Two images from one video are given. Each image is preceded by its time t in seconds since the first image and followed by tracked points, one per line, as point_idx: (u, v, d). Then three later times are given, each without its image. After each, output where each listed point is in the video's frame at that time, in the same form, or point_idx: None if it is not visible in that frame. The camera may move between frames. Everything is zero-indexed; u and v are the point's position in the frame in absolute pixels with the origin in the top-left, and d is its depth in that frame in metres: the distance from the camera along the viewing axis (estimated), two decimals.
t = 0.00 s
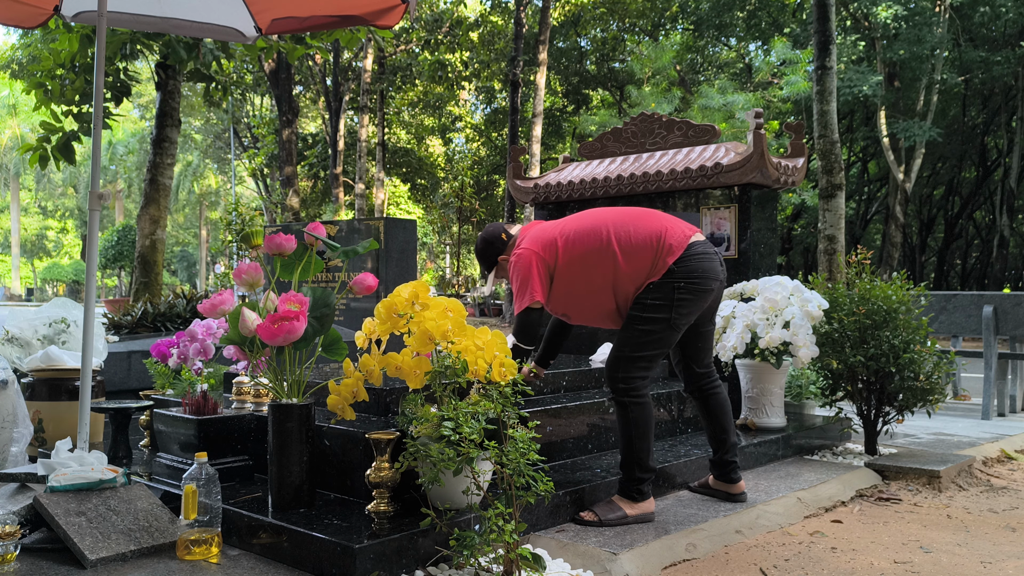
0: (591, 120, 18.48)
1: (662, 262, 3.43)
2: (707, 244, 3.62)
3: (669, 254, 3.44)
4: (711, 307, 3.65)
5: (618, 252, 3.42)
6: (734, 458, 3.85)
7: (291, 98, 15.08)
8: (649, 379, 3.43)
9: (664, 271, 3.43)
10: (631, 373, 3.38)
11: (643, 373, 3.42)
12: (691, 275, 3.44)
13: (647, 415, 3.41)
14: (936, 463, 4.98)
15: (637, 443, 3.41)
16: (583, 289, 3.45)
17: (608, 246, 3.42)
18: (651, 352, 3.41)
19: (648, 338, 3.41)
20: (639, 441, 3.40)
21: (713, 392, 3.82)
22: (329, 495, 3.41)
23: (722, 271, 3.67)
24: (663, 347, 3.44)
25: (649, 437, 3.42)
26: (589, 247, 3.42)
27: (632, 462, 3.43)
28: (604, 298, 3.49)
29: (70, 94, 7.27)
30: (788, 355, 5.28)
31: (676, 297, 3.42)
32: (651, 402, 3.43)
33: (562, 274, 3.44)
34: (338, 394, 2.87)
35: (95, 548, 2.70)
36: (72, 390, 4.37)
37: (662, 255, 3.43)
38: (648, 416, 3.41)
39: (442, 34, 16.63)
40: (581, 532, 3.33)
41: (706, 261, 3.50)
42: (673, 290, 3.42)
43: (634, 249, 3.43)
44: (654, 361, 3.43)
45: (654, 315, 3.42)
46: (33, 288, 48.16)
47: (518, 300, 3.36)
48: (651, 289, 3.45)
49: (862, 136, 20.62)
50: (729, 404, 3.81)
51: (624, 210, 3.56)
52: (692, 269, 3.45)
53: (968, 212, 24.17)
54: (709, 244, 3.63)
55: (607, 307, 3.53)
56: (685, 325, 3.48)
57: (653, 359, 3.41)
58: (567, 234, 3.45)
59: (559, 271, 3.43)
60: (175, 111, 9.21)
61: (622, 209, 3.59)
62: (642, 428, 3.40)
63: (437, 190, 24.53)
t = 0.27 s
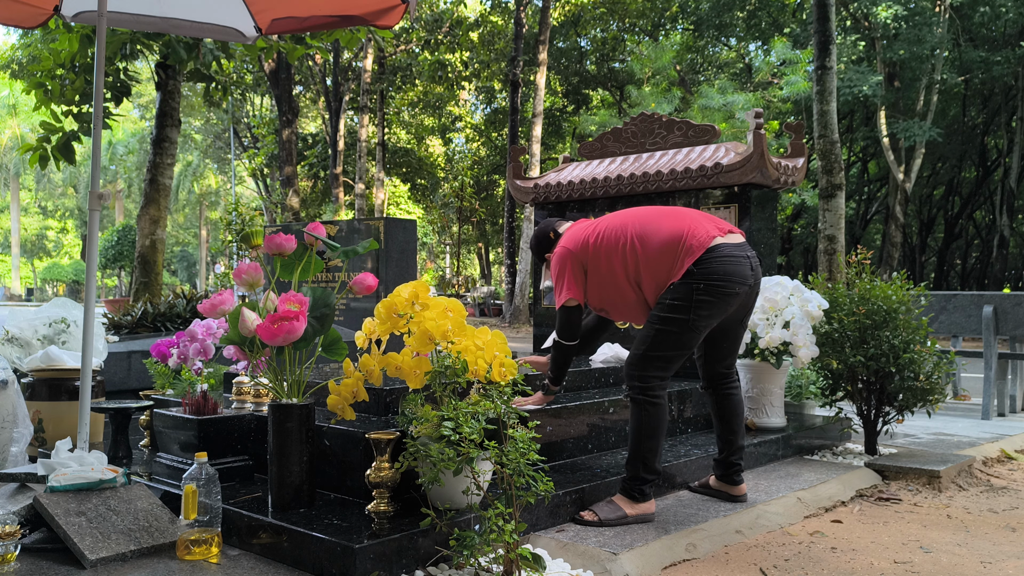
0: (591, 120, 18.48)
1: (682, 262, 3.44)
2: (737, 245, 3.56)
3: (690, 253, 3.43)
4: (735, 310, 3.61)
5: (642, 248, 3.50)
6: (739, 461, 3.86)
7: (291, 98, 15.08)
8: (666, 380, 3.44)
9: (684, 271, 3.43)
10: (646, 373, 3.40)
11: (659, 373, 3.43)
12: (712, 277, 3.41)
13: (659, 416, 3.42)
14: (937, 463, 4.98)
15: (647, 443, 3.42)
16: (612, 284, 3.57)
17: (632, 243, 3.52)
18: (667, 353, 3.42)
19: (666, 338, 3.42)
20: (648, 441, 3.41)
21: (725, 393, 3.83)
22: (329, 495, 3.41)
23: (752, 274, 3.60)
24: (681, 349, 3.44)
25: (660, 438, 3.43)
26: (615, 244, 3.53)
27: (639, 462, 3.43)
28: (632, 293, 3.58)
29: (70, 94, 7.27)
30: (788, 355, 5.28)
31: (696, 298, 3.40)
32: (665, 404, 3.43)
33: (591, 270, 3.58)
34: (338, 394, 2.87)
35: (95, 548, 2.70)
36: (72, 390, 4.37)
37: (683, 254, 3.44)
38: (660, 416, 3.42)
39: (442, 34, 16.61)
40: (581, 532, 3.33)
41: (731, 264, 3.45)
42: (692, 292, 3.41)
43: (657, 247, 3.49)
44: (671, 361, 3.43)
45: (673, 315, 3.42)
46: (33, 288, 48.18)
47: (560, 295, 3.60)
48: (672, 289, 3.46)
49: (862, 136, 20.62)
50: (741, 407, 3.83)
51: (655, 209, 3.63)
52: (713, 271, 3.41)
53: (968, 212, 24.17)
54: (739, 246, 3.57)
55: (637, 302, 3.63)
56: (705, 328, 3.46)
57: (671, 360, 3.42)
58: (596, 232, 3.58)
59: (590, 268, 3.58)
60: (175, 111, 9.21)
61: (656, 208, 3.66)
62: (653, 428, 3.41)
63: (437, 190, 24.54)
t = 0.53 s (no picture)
0: (591, 120, 18.49)
1: (693, 263, 3.49)
2: (752, 249, 3.57)
3: (701, 255, 3.48)
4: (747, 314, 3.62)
5: (661, 249, 3.62)
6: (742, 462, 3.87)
7: (291, 97, 15.07)
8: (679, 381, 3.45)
9: (695, 272, 3.47)
10: (659, 372, 3.44)
11: (670, 373, 3.46)
12: (723, 278, 3.43)
13: (669, 416, 3.42)
14: (936, 463, 4.98)
15: (654, 443, 3.42)
16: (637, 284, 3.74)
17: (652, 244, 3.65)
18: (679, 355, 3.45)
19: (678, 339, 3.46)
20: (654, 442, 3.41)
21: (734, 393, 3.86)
22: (329, 495, 3.41)
23: (767, 277, 3.61)
24: (693, 351, 3.47)
25: (669, 438, 3.43)
26: (636, 246, 3.69)
27: (644, 462, 3.43)
28: (654, 293, 3.71)
29: (70, 94, 7.27)
30: (788, 355, 5.28)
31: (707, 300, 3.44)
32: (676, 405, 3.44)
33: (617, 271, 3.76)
34: (338, 394, 2.87)
35: (94, 548, 2.70)
36: (72, 390, 4.37)
37: (695, 255, 3.50)
38: (672, 417, 3.42)
39: (442, 34, 16.60)
40: (581, 532, 3.33)
41: (743, 266, 3.47)
42: (703, 293, 3.45)
43: (673, 248, 3.58)
44: (682, 363, 3.46)
45: (685, 316, 3.46)
46: (32, 288, 48.16)
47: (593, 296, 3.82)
48: (684, 290, 3.51)
49: (862, 136, 20.62)
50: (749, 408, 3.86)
51: (677, 210, 3.72)
52: (724, 273, 3.44)
53: (968, 212, 24.17)
54: (755, 249, 3.58)
55: (661, 302, 3.75)
56: (717, 329, 3.48)
57: (683, 362, 3.45)
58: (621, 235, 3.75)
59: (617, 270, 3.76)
60: (175, 111, 9.21)
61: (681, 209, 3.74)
62: (664, 428, 3.42)
63: (437, 190, 24.55)
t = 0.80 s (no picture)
0: (591, 120, 18.49)
1: (707, 262, 3.53)
2: (769, 251, 3.59)
3: (715, 254, 3.52)
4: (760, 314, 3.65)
5: (680, 245, 3.67)
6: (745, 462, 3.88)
7: (291, 97, 15.07)
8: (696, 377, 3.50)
9: (708, 271, 3.52)
10: (675, 368, 3.48)
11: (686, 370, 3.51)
12: (737, 279, 3.47)
13: (685, 411, 3.45)
14: (936, 463, 4.98)
15: (670, 436, 3.47)
16: (658, 279, 3.80)
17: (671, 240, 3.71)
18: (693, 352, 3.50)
19: (693, 336, 3.51)
20: (671, 435, 3.46)
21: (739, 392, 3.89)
22: (329, 494, 3.41)
23: (780, 279, 3.62)
24: (707, 349, 3.52)
25: (687, 431, 3.48)
26: (656, 241, 3.74)
27: (659, 455, 3.47)
28: (672, 289, 3.76)
29: (70, 94, 7.27)
30: (788, 355, 5.27)
31: (721, 299, 3.48)
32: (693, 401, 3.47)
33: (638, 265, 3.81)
34: (338, 394, 2.87)
35: (94, 548, 2.70)
36: (72, 390, 4.36)
37: (710, 254, 3.53)
38: (689, 413, 3.46)
39: (442, 34, 16.60)
40: (581, 532, 3.33)
41: (757, 268, 3.50)
42: (717, 291, 3.49)
43: (691, 245, 3.62)
44: (697, 360, 3.51)
45: (699, 314, 3.51)
46: (33, 288, 48.20)
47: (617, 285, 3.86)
48: (698, 288, 3.56)
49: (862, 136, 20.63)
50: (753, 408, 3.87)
51: (698, 206, 3.75)
52: (738, 274, 3.48)
53: (968, 212, 24.17)
54: (772, 252, 3.60)
55: (678, 296, 3.79)
56: (729, 329, 3.52)
57: (698, 359, 3.49)
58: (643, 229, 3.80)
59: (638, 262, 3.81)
60: (175, 111, 9.21)
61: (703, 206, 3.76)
62: (683, 422, 3.47)
63: (437, 190, 24.56)
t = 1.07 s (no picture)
0: (591, 120, 18.50)
1: (708, 252, 3.65)
2: (770, 246, 3.68)
3: (716, 244, 3.64)
4: (762, 309, 3.75)
5: (685, 232, 3.82)
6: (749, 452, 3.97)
7: (291, 97, 15.06)
8: (703, 368, 3.67)
9: (708, 262, 3.64)
10: (688, 366, 3.72)
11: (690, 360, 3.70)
12: (735, 271, 3.59)
13: (708, 401, 3.70)
14: (936, 463, 4.98)
15: (707, 428, 3.72)
16: (667, 262, 3.97)
17: (680, 224, 3.86)
18: (696, 343, 3.68)
19: (696, 335, 3.69)
20: (705, 426, 3.71)
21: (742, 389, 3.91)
22: (329, 495, 3.41)
23: (782, 273, 3.70)
24: (709, 341, 3.67)
25: (723, 419, 3.74)
26: (664, 225, 3.92)
27: (708, 449, 3.75)
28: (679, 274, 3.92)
29: (70, 94, 7.27)
30: (787, 355, 5.27)
31: (720, 291, 3.61)
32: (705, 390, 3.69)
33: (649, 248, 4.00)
34: (338, 394, 2.87)
35: (94, 548, 2.70)
36: (72, 390, 4.36)
37: (711, 243, 3.66)
38: (715, 407, 3.71)
39: (442, 34, 16.59)
40: (581, 532, 3.33)
41: (754, 262, 3.60)
42: (713, 283, 3.63)
43: (695, 233, 3.76)
44: (700, 351, 3.68)
45: (700, 305, 3.66)
46: (33, 288, 48.19)
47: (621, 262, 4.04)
48: (698, 278, 3.69)
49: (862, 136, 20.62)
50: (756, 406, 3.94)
51: (712, 194, 3.88)
52: (736, 266, 3.59)
53: (968, 212, 24.17)
54: (773, 246, 3.68)
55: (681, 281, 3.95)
56: (729, 321, 3.65)
57: (701, 350, 3.66)
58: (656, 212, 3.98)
59: (646, 244, 3.99)
60: (175, 111, 9.21)
61: (714, 195, 3.89)
62: (714, 414, 3.72)
63: (437, 190, 24.56)
